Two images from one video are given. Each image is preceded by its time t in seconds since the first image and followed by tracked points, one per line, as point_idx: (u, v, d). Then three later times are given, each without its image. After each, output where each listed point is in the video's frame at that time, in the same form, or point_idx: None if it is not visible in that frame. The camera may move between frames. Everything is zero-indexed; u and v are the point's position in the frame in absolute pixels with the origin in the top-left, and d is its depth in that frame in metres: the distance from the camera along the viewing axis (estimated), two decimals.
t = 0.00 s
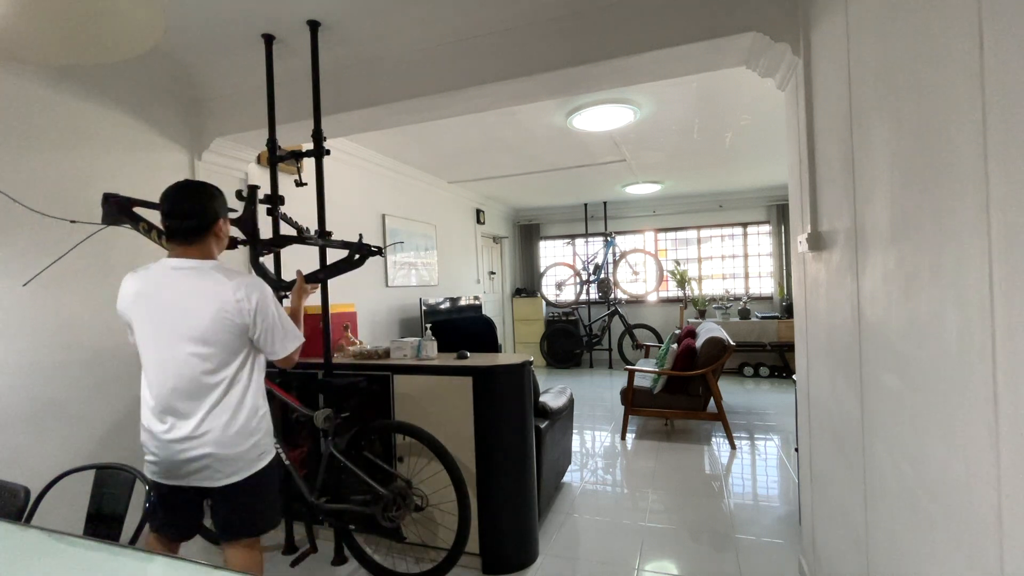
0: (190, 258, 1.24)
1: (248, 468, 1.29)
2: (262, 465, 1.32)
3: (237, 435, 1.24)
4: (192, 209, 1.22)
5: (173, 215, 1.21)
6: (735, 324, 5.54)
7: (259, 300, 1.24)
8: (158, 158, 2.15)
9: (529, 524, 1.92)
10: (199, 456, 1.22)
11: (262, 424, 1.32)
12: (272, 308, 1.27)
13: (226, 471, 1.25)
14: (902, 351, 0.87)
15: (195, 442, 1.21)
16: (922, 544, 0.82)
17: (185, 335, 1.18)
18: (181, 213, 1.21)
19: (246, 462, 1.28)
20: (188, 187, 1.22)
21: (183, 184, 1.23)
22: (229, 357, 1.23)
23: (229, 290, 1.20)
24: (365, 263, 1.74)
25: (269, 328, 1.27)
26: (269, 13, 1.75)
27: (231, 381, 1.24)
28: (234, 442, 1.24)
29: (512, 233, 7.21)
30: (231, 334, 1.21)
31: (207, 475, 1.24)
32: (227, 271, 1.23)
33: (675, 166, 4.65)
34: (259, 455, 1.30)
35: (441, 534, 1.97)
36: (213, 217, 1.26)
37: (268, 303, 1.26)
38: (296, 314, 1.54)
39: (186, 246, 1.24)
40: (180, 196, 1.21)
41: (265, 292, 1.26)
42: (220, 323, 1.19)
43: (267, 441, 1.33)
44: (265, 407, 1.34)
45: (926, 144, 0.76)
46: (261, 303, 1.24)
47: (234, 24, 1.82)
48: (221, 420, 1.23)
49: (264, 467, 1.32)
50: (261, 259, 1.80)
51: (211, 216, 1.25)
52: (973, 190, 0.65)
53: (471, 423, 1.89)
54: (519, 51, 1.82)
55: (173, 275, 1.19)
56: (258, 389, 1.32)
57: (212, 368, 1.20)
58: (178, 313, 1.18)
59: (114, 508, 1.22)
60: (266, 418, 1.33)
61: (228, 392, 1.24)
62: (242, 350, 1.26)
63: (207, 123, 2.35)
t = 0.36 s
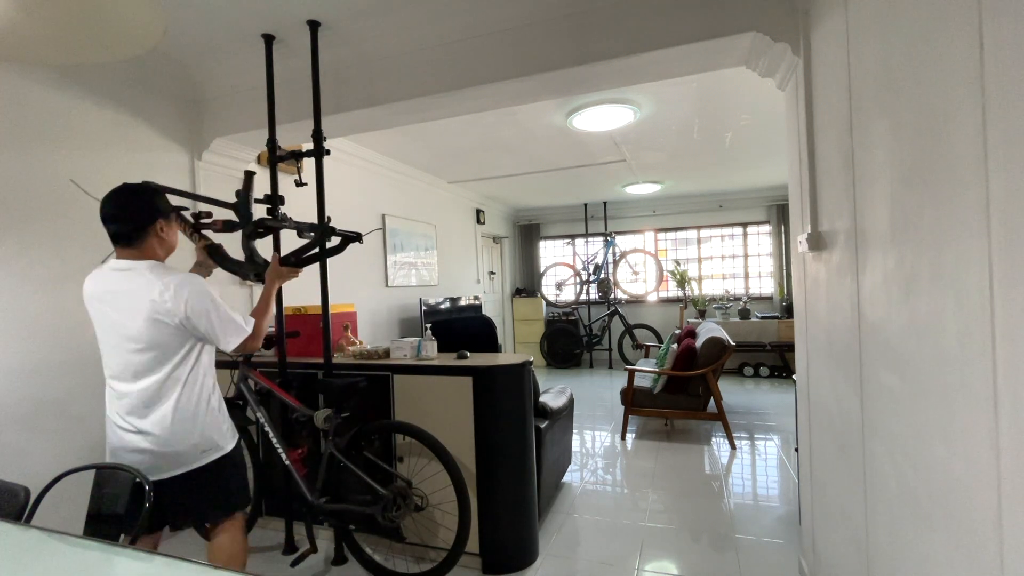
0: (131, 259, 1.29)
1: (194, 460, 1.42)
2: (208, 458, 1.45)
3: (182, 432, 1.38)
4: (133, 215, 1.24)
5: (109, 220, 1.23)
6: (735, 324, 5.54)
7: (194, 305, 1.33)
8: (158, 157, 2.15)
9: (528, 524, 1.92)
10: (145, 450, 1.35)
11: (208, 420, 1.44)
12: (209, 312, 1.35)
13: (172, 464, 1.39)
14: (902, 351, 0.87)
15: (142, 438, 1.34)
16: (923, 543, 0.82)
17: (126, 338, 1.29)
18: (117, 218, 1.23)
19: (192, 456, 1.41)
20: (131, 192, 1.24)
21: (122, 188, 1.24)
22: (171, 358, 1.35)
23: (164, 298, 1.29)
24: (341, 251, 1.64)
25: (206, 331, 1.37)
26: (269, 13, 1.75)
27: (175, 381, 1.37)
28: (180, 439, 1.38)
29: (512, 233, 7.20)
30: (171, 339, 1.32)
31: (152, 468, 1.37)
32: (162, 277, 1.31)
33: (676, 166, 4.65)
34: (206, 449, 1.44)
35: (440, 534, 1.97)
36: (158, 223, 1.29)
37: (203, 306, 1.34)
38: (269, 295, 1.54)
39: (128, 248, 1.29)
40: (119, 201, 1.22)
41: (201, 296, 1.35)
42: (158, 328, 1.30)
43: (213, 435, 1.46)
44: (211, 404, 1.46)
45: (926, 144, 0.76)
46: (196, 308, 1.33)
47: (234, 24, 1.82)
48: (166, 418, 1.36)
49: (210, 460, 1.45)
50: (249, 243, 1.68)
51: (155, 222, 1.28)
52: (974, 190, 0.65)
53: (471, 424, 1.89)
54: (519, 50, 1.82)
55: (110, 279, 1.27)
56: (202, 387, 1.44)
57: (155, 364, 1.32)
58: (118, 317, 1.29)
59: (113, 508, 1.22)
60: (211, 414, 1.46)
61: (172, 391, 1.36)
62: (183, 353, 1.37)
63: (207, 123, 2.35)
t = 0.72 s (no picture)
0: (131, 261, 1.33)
1: (188, 453, 1.38)
2: (203, 451, 1.40)
3: (172, 421, 1.34)
4: (127, 215, 1.30)
5: (106, 225, 1.30)
6: (735, 324, 5.54)
7: (172, 294, 1.28)
8: (158, 158, 2.15)
9: (528, 524, 1.92)
10: (145, 439, 1.36)
11: (202, 411, 1.39)
12: (189, 300, 1.30)
13: (165, 455, 1.36)
14: (902, 351, 0.87)
15: (143, 426, 1.36)
16: (923, 543, 0.82)
17: (126, 331, 1.32)
18: (114, 223, 1.29)
19: (183, 448, 1.36)
20: (122, 194, 1.31)
21: (114, 193, 1.31)
22: (162, 349, 1.33)
23: (145, 288, 1.27)
24: (344, 234, 1.65)
25: (189, 320, 1.31)
26: (269, 13, 1.76)
27: (168, 371, 1.35)
28: (170, 428, 1.34)
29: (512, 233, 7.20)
30: (157, 329, 1.30)
31: (152, 457, 1.37)
32: (150, 271, 1.31)
33: (675, 166, 4.65)
34: (197, 441, 1.38)
35: (440, 534, 1.97)
36: (151, 220, 1.34)
37: (182, 295, 1.29)
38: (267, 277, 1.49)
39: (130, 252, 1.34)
40: (112, 204, 1.29)
41: (182, 284, 1.30)
42: (144, 319, 1.28)
43: (207, 427, 1.40)
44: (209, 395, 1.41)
45: (926, 145, 0.76)
46: (175, 297, 1.28)
47: (233, 24, 1.82)
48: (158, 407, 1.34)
49: (203, 453, 1.39)
50: (261, 224, 1.67)
51: (148, 220, 1.33)
52: (973, 192, 0.65)
53: (471, 424, 1.89)
54: (519, 50, 1.82)
55: (113, 279, 1.32)
56: (199, 377, 1.41)
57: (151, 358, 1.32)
58: (119, 312, 1.32)
59: (113, 508, 1.22)
60: (208, 406, 1.41)
61: (165, 380, 1.35)
62: (175, 344, 1.34)
63: (207, 123, 2.35)
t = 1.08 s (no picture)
0: (139, 265, 1.34)
1: (198, 450, 1.37)
2: (215, 448, 1.39)
3: (183, 418, 1.34)
4: (135, 221, 1.30)
5: (113, 231, 1.30)
6: (735, 324, 5.54)
7: (178, 295, 1.28)
8: (158, 157, 2.15)
9: (528, 524, 1.92)
10: (159, 437, 1.36)
11: (213, 407, 1.38)
12: (195, 299, 1.29)
13: (178, 452, 1.35)
14: (902, 351, 0.87)
15: (157, 424, 1.36)
16: (922, 543, 0.82)
17: (137, 332, 1.33)
18: (120, 228, 1.29)
19: (195, 444, 1.36)
20: (126, 199, 1.30)
21: (118, 199, 1.31)
22: (172, 348, 1.33)
23: (154, 290, 1.28)
24: (348, 233, 1.61)
25: (196, 319, 1.30)
26: (269, 13, 1.75)
27: (179, 369, 1.35)
28: (181, 425, 1.34)
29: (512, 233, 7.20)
30: (166, 329, 1.30)
31: (165, 455, 1.37)
32: (158, 274, 1.31)
33: (675, 166, 4.65)
34: (209, 437, 1.37)
35: (440, 534, 1.97)
36: (159, 224, 1.35)
37: (188, 295, 1.29)
38: (273, 278, 1.48)
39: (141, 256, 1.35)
40: (118, 211, 1.29)
41: (188, 284, 1.30)
42: (153, 319, 1.29)
43: (218, 424, 1.39)
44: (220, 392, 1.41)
45: (927, 144, 0.76)
46: (182, 298, 1.28)
47: (234, 24, 1.82)
48: (170, 404, 1.34)
49: (214, 449, 1.38)
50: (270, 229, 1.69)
51: (156, 224, 1.34)
52: (973, 192, 0.65)
53: (472, 424, 1.89)
54: (520, 50, 1.82)
55: (123, 282, 1.33)
56: (210, 374, 1.40)
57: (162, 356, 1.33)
58: (130, 314, 1.33)
59: (113, 508, 1.22)
60: (219, 402, 1.40)
61: (177, 378, 1.35)
62: (184, 342, 1.34)
63: (207, 123, 2.35)
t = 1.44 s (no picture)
0: (138, 265, 1.35)
1: (196, 450, 1.37)
2: (213, 447, 1.39)
3: (181, 417, 1.34)
4: (129, 221, 1.30)
5: (110, 232, 1.30)
6: (735, 324, 5.54)
7: (174, 295, 1.28)
8: (158, 157, 2.15)
9: (528, 524, 1.92)
10: (158, 436, 1.36)
11: (211, 407, 1.38)
12: (191, 300, 1.29)
13: (176, 452, 1.36)
14: (902, 351, 0.87)
15: (155, 423, 1.36)
16: (922, 543, 0.82)
17: (135, 332, 1.33)
18: (117, 228, 1.30)
19: (193, 444, 1.36)
20: (122, 199, 1.30)
21: (119, 200, 1.31)
22: (170, 348, 1.33)
23: (151, 291, 1.28)
24: (351, 238, 1.59)
25: (192, 320, 1.30)
26: (268, 13, 1.75)
27: (178, 368, 1.36)
28: (180, 424, 1.34)
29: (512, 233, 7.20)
30: (163, 329, 1.30)
31: (163, 455, 1.37)
32: (156, 275, 1.32)
33: (675, 166, 4.65)
34: (207, 437, 1.37)
35: (441, 534, 1.97)
36: (152, 224, 1.34)
37: (184, 296, 1.29)
38: (275, 282, 1.49)
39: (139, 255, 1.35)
40: (116, 211, 1.30)
41: (185, 284, 1.30)
42: (150, 320, 1.29)
43: (216, 425, 1.39)
44: (217, 392, 1.41)
45: (927, 145, 0.76)
46: (178, 299, 1.28)
47: (234, 24, 1.82)
48: (169, 404, 1.34)
49: (211, 449, 1.38)
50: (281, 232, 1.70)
51: (149, 225, 1.33)
52: (973, 192, 0.65)
53: (472, 424, 1.89)
54: (519, 50, 1.82)
55: (121, 283, 1.34)
56: (208, 373, 1.40)
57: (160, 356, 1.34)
58: (129, 315, 1.34)
59: (113, 508, 1.22)
60: (216, 402, 1.40)
61: (175, 378, 1.35)
62: (182, 343, 1.34)
63: (207, 123, 2.35)
